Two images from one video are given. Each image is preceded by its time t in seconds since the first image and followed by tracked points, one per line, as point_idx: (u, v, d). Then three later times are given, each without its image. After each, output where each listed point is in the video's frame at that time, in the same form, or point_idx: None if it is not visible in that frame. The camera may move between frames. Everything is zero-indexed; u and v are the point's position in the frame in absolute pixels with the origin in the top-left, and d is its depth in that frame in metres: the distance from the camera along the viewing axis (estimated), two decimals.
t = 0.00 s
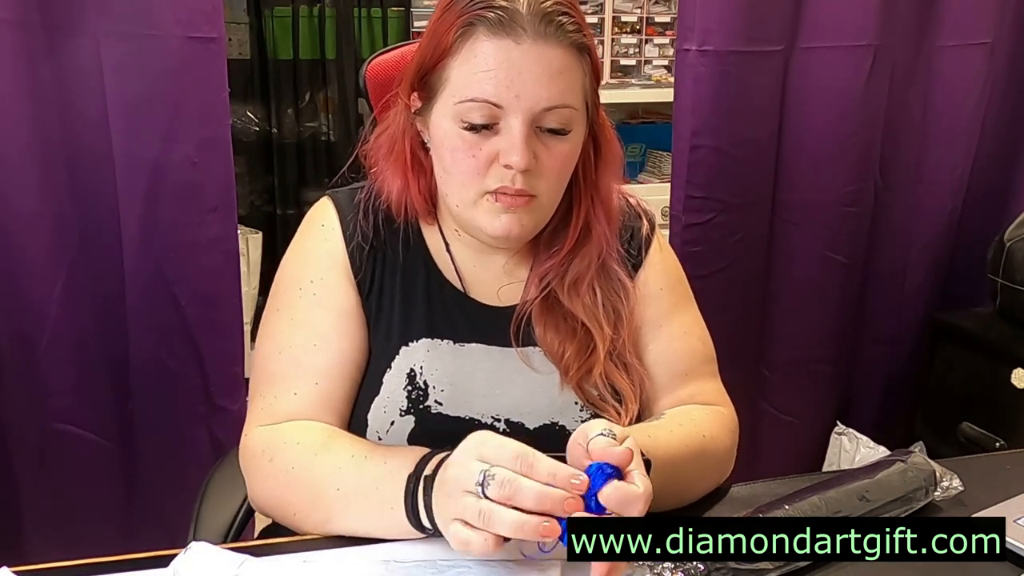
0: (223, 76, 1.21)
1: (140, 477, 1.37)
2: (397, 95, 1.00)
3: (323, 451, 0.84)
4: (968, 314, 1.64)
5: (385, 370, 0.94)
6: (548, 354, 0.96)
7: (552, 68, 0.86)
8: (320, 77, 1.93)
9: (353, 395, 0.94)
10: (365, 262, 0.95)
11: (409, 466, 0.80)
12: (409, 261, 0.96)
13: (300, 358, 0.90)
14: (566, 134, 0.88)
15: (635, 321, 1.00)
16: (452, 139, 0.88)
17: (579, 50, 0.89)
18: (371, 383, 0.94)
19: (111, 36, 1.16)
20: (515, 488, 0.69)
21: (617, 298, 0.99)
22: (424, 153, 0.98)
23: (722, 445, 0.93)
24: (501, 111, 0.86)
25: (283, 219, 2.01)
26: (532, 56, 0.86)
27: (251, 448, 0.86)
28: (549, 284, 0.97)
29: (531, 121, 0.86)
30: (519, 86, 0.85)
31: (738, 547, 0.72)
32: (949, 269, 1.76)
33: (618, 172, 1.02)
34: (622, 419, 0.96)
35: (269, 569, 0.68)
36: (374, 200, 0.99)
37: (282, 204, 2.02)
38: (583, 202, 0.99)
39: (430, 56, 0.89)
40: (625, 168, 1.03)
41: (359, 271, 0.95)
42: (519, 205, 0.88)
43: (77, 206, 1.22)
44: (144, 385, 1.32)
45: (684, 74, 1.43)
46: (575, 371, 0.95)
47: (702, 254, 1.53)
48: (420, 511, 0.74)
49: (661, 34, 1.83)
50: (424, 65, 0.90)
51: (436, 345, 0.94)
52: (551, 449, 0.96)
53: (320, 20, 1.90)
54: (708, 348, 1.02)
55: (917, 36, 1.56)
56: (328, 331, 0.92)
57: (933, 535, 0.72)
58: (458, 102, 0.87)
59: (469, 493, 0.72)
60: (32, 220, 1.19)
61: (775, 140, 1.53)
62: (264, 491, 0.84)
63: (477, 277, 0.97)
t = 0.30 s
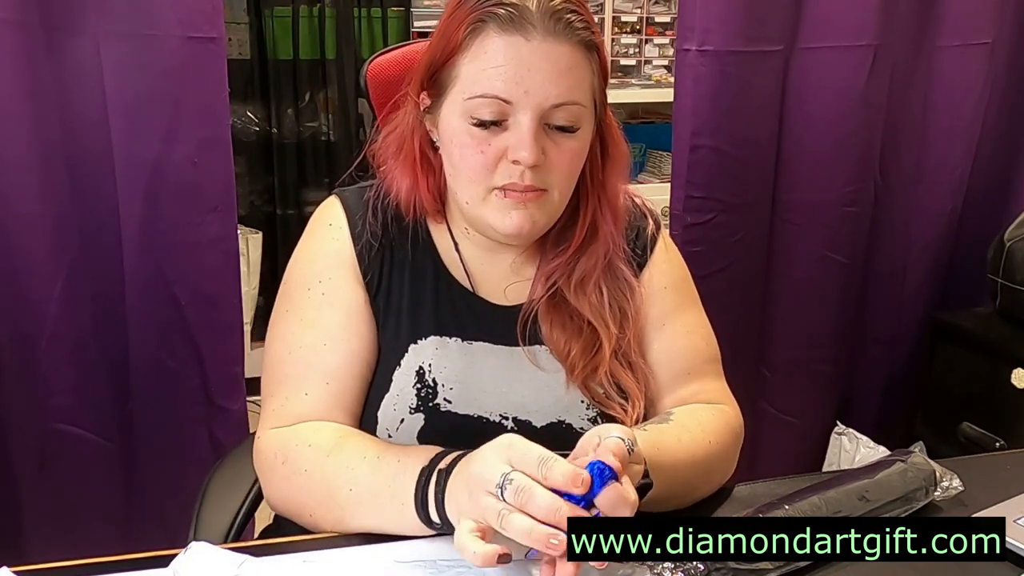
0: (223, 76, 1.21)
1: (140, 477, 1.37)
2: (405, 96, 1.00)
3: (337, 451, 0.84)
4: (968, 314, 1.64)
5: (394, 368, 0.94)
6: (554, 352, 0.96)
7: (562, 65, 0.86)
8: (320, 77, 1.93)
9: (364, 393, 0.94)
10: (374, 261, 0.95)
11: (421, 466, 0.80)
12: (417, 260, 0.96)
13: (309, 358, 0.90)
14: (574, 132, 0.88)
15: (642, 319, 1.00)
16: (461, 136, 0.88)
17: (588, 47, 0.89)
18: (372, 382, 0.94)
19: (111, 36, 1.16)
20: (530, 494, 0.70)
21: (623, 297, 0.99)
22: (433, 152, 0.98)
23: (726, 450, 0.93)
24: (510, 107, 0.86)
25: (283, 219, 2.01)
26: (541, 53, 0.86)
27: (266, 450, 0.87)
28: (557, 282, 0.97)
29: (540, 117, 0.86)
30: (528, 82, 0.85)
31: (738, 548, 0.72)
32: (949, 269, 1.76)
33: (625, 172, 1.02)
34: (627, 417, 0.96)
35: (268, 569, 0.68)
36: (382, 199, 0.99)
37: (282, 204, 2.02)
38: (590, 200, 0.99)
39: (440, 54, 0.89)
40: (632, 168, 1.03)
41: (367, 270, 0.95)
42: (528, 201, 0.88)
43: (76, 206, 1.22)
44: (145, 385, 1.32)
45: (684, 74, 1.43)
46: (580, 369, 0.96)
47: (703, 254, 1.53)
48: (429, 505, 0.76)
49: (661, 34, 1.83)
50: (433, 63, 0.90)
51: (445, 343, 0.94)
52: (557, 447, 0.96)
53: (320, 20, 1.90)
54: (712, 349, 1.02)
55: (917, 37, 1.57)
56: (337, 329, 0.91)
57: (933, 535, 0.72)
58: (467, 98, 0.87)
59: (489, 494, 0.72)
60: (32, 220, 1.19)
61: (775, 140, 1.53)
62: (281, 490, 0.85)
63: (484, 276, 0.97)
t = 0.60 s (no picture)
0: (223, 76, 1.21)
1: (140, 477, 1.37)
2: (406, 97, 1.00)
3: (337, 450, 0.84)
4: (968, 313, 1.63)
5: (395, 366, 0.94)
6: (555, 352, 0.96)
7: (559, 61, 0.86)
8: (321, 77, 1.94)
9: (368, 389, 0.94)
10: (376, 259, 0.95)
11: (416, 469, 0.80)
12: (419, 258, 0.96)
13: (312, 355, 0.91)
14: (572, 128, 0.88)
15: (643, 319, 1.00)
16: (460, 133, 0.88)
17: (586, 43, 0.89)
18: (373, 382, 0.94)
19: (111, 36, 1.16)
20: (512, 482, 0.69)
21: (623, 296, 0.99)
22: (434, 153, 0.98)
23: (724, 457, 0.93)
24: (508, 103, 0.86)
25: (283, 219, 2.01)
26: (537, 48, 0.86)
27: (268, 447, 0.87)
28: (557, 281, 0.97)
29: (537, 113, 0.86)
30: (526, 78, 0.86)
31: (738, 547, 0.71)
32: (949, 269, 1.76)
33: (626, 171, 1.02)
34: (628, 417, 0.96)
35: (271, 569, 0.68)
36: (384, 199, 0.99)
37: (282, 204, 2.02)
38: (591, 200, 0.99)
39: (438, 53, 0.90)
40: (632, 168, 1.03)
41: (368, 268, 0.95)
42: (526, 197, 0.88)
43: (76, 205, 1.22)
44: (144, 385, 1.32)
45: (684, 74, 1.43)
46: (581, 370, 0.95)
47: (703, 254, 1.53)
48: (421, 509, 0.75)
49: (661, 34, 1.83)
50: (432, 63, 0.90)
51: (444, 342, 0.94)
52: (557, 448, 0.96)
53: (320, 20, 1.90)
54: (713, 349, 1.01)
55: (917, 37, 1.57)
56: (339, 327, 0.92)
57: (933, 535, 0.72)
58: (465, 96, 0.88)
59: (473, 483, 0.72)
60: (32, 220, 1.19)
61: (775, 140, 1.53)
62: (281, 489, 0.85)
63: (485, 275, 0.97)
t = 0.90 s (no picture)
0: (224, 76, 1.21)
1: (140, 477, 1.37)
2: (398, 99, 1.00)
3: (313, 449, 0.84)
4: (968, 314, 1.63)
5: (391, 365, 0.94)
6: (555, 351, 0.96)
7: (553, 64, 0.86)
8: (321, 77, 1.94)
9: (359, 389, 0.94)
10: (372, 260, 0.95)
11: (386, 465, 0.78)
12: (414, 259, 0.96)
13: (302, 353, 0.90)
14: (568, 131, 0.88)
15: (641, 316, 1.00)
16: (456, 139, 0.88)
17: (579, 45, 0.89)
18: (371, 382, 0.94)
19: (111, 36, 1.16)
20: (481, 528, 0.67)
21: (621, 293, 0.99)
22: (427, 155, 0.98)
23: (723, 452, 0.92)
24: (504, 108, 0.86)
25: (283, 219, 2.01)
26: (532, 52, 0.86)
27: (254, 447, 0.87)
28: (555, 280, 0.97)
29: (534, 116, 0.86)
30: (521, 83, 0.86)
31: (738, 548, 0.71)
32: (949, 269, 1.76)
33: (619, 167, 1.02)
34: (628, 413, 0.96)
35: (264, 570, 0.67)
36: (378, 201, 0.99)
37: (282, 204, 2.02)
38: (586, 196, 0.99)
39: (431, 58, 0.90)
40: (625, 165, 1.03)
41: (364, 268, 0.95)
42: (524, 200, 0.88)
43: (76, 205, 1.22)
44: (144, 385, 1.32)
45: (684, 74, 1.43)
46: (581, 367, 0.96)
47: (703, 254, 1.53)
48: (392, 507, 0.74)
49: (661, 34, 1.83)
50: (426, 67, 0.90)
51: (442, 341, 0.94)
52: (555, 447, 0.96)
53: (320, 20, 1.90)
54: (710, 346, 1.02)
55: (917, 36, 1.56)
56: (331, 327, 0.91)
57: (934, 535, 0.72)
58: (460, 101, 0.87)
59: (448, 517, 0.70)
60: (32, 220, 1.19)
61: (775, 140, 1.53)
62: (265, 488, 0.85)
63: (483, 275, 0.97)
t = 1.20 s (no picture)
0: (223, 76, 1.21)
1: (139, 477, 1.37)
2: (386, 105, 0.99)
3: (268, 427, 0.83)
4: (968, 314, 1.63)
5: (386, 369, 0.94)
6: (553, 353, 0.96)
7: (543, 70, 0.86)
8: (321, 77, 1.94)
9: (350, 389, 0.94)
10: (365, 266, 0.95)
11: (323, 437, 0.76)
12: (412, 264, 0.97)
13: (289, 348, 0.90)
14: (561, 136, 0.89)
15: (637, 314, 1.01)
16: (447, 150, 0.88)
17: (570, 49, 0.89)
18: (370, 383, 0.94)
19: (111, 36, 1.16)
20: (405, 469, 0.66)
21: (617, 293, 0.99)
22: (416, 161, 0.98)
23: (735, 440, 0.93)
24: (495, 118, 0.86)
25: (284, 219, 2.00)
26: (522, 59, 0.86)
27: (228, 440, 0.86)
28: (551, 283, 0.98)
29: (526, 124, 0.86)
30: (512, 92, 0.85)
31: (738, 547, 0.71)
32: (949, 269, 1.76)
33: (611, 166, 1.02)
34: (631, 410, 0.96)
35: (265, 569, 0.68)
36: (367, 210, 0.98)
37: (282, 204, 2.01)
38: (579, 196, 0.99)
39: (419, 67, 0.89)
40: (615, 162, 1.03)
41: (354, 269, 0.95)
42: (520, 212, 0.89)
43: (76, 205, 1.22)
44: (144, 385, 1.32)
45: (684, 74, 1.43)
46: (580, 369, 0.96)
47: (703, 254, 1.53)
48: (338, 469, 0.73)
49: (661, 34, 1.83)
50: (412, 76, 0.90)
51: (439, 346, 0.94)
52: (558, 448, 0.95)
53: (320, 20, 1.90)
54: (714, 338, 1.03)
55: (917, 36, 1.56)
56: (318, 324, 0.91)
57: (934, 535, 0.72)
58: (450, 111, 0.87)
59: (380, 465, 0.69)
60: (32, 220, 1.19)
61: (775, 140, 1.53)
62: (233, 478, 0.85)
63: (478, 279, 0.97)
